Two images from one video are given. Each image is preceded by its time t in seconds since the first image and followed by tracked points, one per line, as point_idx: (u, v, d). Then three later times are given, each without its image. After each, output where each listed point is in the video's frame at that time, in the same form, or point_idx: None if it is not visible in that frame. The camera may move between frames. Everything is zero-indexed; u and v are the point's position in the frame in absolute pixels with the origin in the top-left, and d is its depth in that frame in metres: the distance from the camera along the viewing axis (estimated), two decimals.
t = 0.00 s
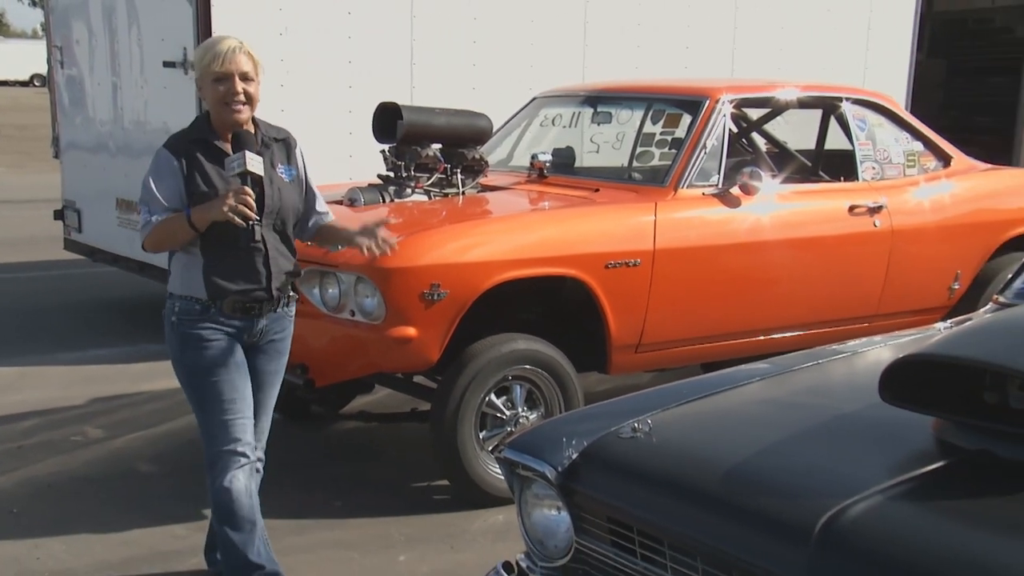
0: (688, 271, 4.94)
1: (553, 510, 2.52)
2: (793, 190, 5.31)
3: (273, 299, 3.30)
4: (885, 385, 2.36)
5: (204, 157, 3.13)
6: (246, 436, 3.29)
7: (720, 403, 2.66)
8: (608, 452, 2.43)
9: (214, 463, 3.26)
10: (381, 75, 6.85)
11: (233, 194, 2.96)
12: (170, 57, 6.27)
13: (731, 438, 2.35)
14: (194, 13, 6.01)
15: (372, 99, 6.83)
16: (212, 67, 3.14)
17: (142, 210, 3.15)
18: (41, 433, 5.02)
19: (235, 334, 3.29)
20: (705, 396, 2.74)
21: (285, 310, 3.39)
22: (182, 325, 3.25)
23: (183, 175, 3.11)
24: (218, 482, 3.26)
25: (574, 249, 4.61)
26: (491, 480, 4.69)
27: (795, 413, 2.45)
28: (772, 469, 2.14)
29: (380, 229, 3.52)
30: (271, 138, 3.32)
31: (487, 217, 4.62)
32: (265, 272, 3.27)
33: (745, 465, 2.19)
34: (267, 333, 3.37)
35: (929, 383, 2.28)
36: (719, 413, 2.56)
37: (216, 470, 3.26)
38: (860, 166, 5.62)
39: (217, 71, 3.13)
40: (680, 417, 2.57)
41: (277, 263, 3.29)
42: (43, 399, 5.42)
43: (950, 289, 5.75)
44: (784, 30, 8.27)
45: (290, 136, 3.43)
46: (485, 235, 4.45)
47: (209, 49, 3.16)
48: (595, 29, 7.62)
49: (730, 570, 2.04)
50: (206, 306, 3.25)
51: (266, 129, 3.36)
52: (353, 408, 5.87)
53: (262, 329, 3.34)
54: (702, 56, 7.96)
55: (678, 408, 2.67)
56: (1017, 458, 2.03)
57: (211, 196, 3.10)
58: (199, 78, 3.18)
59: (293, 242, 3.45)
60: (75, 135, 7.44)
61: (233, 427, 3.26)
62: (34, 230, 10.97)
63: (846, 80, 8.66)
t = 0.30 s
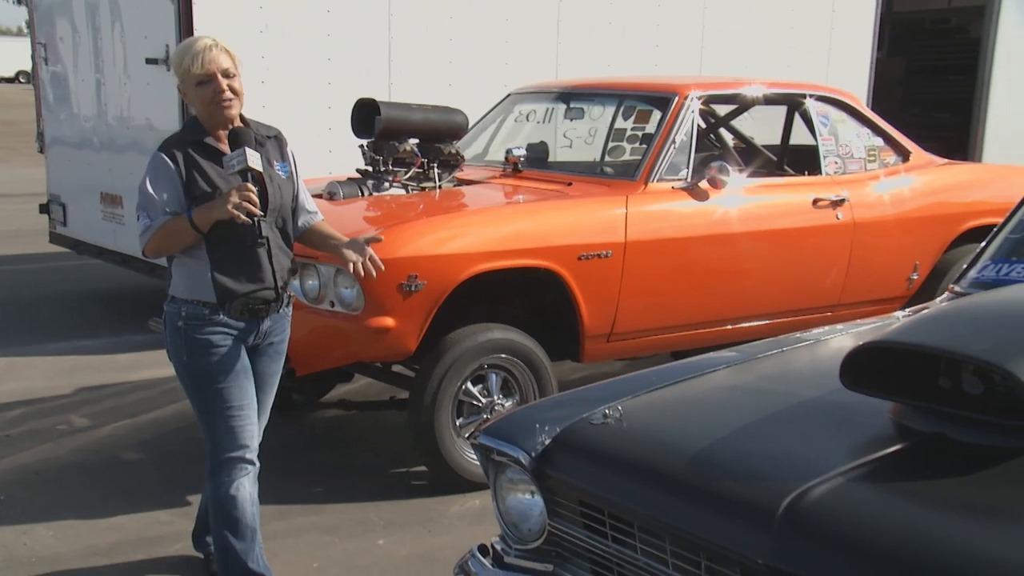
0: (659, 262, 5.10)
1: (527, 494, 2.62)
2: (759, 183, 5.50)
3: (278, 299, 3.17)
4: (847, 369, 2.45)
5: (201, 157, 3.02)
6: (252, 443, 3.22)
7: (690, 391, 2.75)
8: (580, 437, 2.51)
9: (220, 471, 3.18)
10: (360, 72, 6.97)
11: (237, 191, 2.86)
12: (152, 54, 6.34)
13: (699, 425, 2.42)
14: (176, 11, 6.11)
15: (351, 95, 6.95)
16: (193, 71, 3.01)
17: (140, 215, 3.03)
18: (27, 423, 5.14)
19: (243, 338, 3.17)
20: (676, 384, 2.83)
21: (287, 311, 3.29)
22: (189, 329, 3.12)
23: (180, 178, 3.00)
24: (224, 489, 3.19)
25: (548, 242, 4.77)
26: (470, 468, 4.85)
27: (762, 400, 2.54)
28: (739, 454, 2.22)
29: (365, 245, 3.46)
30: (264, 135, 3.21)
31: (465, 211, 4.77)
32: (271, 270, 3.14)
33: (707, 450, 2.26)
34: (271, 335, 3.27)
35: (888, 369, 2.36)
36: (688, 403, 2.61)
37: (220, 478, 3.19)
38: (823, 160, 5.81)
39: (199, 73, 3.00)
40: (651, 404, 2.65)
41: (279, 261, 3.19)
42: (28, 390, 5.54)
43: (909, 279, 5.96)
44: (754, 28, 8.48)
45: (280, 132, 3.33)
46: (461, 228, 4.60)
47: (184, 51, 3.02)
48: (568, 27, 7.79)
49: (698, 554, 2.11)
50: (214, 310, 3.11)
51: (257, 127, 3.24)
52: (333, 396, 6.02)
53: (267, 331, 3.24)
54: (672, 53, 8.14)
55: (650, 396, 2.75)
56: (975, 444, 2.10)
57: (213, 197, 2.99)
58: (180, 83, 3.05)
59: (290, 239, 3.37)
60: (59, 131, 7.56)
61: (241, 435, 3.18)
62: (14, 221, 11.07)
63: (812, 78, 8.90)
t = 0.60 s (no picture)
0: (630, 254, 5.27)
1: (501, 480, 2.63)
2: (726, 178, 5.68)
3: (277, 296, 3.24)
4: (808, 357, 2.42)
5: (197, 152, 3.13)
6: (251, 444, 3.28)
7: (658, 378, 2.76)
8: (552, 424, 2.52)
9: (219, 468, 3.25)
10: (338, 70, 7.09)
11: (233, 182, 2.97)
12: (133, 52, 6.49)
13: (668, 411, 2.42)
14: (157, 10, 6.22)
15: (330, 92, 7.07)
16: (189, 64, 3.09)
17: (135, 211, 3.13)
18: (13, 413, 5.28)
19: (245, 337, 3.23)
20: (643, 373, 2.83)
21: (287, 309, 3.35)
22: (191, 328, 3.16)
23: (176, 173, 3.10)
24: (222, 486, 3.26)
25: (522, 235, 4.92)
26: (446, 455, 5.00)
27: (729, 387, 2.54)
28: (707, 440, 2.21)
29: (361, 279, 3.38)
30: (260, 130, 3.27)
31: (440, 205, 4.91)
32: (270, 268, 3.22)
33: (675, 436, 2.26)
34: (272, 333, 3.33)
35: (848, 356, 2.33)
36: (655, 389, 2.63)
37: (219, 475, 3.26)
38: (787, 156, 6.02)
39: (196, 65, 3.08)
40: (621, 392, 2.65)
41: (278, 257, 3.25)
42: (13, 382, 5.68)
43: (869, 271, 6.17)
44: (725, 28, 8.68)
45: (276, 128, 3.39)
46: (437, 221, 4.74)
47: (178, 45, 3.10)
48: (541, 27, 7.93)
49: (667, 537, 2.13)
50: (214, 308, 3.17)
51: (254, 120, 3.32)
52: (313, 387, 6.16)
53: (267, 329, 3.30)
54: (642, 53, 8.33)
55: (620, 384, 2.76)
56: (934, 429, 2.09)
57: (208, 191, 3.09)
58: (176, 78, 3.13)
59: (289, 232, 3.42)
60: (42, 128, 7.68)
61: (240, 436, 3.23)
62: None
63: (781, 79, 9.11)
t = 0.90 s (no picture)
0: (600, 251, 5.46)
1: (473, 471, 2.74)
2: (691, 178, 5.88)
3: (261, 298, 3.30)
4: (768, 352, 2.57)
5: (181, 156, 3.18)
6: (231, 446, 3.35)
7: (625, 369, 2.88)
8: (521, 415, 2.63)
9: (202, 468, 3.33)
10: (316, 72, 7.22)
11: (219, 183, 3.02)
12: (116, 55, 6.64)
13: (635, 402, 2.51)
14: (139, 13, 6.37)
15: (308, 94, 7.21)
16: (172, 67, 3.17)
17: (119, 215, 3.16)
18: None
19: (229, 339, 3.27)
20: (611, 365, 2.96)
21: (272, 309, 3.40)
22: (173, 333, 3.21)
23: (161, 177, 3.14)
24: (202, 484, 3.35)
25: (495, 234, 5.09)
26: (423, 447, 5.18)
27: (693, 379, 2.64)
28: (671, 429, 2.31)
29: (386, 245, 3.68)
30: (247, 134, 3.35)
31: (416, 204, 5.07)
32: (255, 272, 3.27)
33: (644, 427, 2.35)
34: (258, 333, 3.37)
35: (809, 351, 2.45)
36: (620, 379, 2.76)
37: (201, 474, 3.34)
38: (750, 156, 6.24)
39: (180, 68, 3.17)
40: (588, 383, 2.77)
41: (263, 259, 3.30)
42: None
43: (828, 267, 6.41)
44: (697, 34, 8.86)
45: (263, 132, 3.46)
46: (412, 220, 4.89)
47: (159, 49, 3.18)
48: (514, 30, 8.10)
49: (633, 524, 2.22)
50: (196, 312, 3.21)
51: (240, 126, 3.39)
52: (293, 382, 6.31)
53: (253, 330, 3.33)
54: (612, 56, 8.54)
55: (589, 375, 2.88)
56: (895, 419, 2.20)
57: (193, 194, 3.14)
58: (160, 82, 3.21)
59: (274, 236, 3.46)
60: (26, 130, 7.86)
61: (219, 438, 3.30)
62: None
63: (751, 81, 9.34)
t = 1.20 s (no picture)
0: (567, 248, 5.67)
1: (445, 461, 2.85)
2: (655, 177, 6.10)
3: (248, 300, 3.39)
4: (727, 344, 2.64)
5: (170, 159, 3.31)
6: (210, 443, 3.48)
7: (592, 363, 3.03)
8: (490, 406, 2.74)
9: (182, 463, 3.47)
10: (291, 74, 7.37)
11: (198, 183, 3.11)
12: (95, 58, 6.77)
13: (603, 394, 2.61)
14: (117, 16, 6.49)
15: (283, 96, 7.37)
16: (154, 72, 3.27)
17: (110, 215, 3.31)
18: None
19: (213, 340, 3.38)
20: (579, 359, 3.13)
21: (261, 310, 3.47)
22: (159, 330, 3.38)
23: (150, 179, 3.29)
24: (181, 478, 3.49)
25: (466, 232, 5.28)
26: (396, 439, 5.36)
27: (659, 371, 2.76)
28: (634, 420, 2.39)
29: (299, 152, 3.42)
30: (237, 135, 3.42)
31: (389, 202, 5.25)
32: (241, 275, 3.37)
33: (613, 416, 2.44)
34: (246, 334, 3.45)
35: (765, 344, 2.51)
36: (585, 371, 2.92)
37: (182, 469, 3.48)
38: (712, 157, 6.47)
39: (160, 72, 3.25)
40: (557, 376, 2.91)
41: (252, 263, 3.41)
42: None
43: (786, 263, 6.67)
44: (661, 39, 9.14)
45: (257, 130, 3.54)
46: (384, 218, 5.08)
47: (142, 55, 3.28)
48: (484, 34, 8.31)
49: (598, 511, 2.30)
50: (180, 311, 3.35)
51: (231, 127, 3.47)
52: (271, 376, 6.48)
53: (240, 331, 3.43)
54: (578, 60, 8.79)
55: (552, 369, 3.04)
56: (848, 406, 2.26)
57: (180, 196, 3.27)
58: (147, 87, 3.31)
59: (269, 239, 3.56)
60: (8, 130, 8.03)
61: (198, 434, 3.44)
62: None
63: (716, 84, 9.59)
